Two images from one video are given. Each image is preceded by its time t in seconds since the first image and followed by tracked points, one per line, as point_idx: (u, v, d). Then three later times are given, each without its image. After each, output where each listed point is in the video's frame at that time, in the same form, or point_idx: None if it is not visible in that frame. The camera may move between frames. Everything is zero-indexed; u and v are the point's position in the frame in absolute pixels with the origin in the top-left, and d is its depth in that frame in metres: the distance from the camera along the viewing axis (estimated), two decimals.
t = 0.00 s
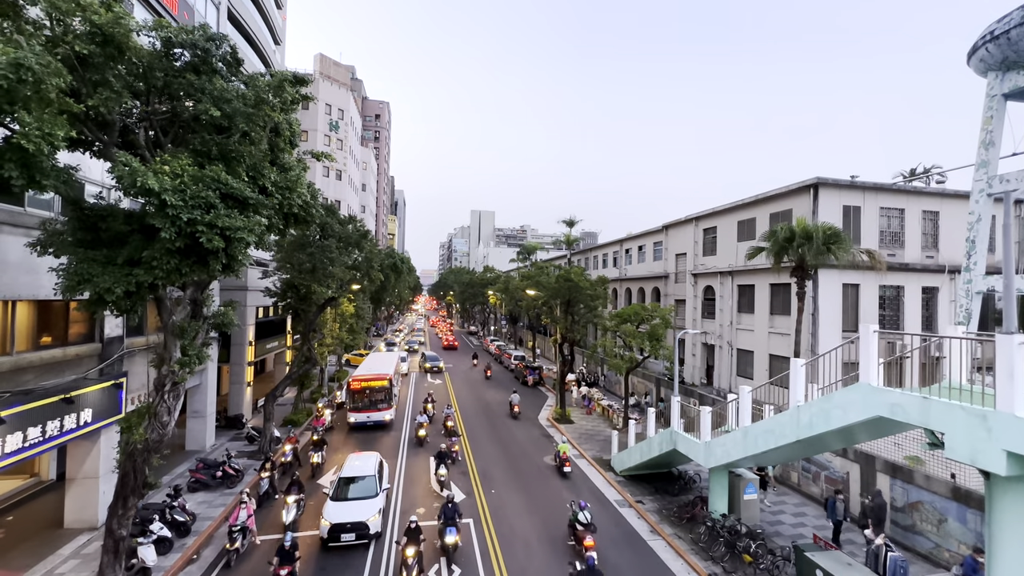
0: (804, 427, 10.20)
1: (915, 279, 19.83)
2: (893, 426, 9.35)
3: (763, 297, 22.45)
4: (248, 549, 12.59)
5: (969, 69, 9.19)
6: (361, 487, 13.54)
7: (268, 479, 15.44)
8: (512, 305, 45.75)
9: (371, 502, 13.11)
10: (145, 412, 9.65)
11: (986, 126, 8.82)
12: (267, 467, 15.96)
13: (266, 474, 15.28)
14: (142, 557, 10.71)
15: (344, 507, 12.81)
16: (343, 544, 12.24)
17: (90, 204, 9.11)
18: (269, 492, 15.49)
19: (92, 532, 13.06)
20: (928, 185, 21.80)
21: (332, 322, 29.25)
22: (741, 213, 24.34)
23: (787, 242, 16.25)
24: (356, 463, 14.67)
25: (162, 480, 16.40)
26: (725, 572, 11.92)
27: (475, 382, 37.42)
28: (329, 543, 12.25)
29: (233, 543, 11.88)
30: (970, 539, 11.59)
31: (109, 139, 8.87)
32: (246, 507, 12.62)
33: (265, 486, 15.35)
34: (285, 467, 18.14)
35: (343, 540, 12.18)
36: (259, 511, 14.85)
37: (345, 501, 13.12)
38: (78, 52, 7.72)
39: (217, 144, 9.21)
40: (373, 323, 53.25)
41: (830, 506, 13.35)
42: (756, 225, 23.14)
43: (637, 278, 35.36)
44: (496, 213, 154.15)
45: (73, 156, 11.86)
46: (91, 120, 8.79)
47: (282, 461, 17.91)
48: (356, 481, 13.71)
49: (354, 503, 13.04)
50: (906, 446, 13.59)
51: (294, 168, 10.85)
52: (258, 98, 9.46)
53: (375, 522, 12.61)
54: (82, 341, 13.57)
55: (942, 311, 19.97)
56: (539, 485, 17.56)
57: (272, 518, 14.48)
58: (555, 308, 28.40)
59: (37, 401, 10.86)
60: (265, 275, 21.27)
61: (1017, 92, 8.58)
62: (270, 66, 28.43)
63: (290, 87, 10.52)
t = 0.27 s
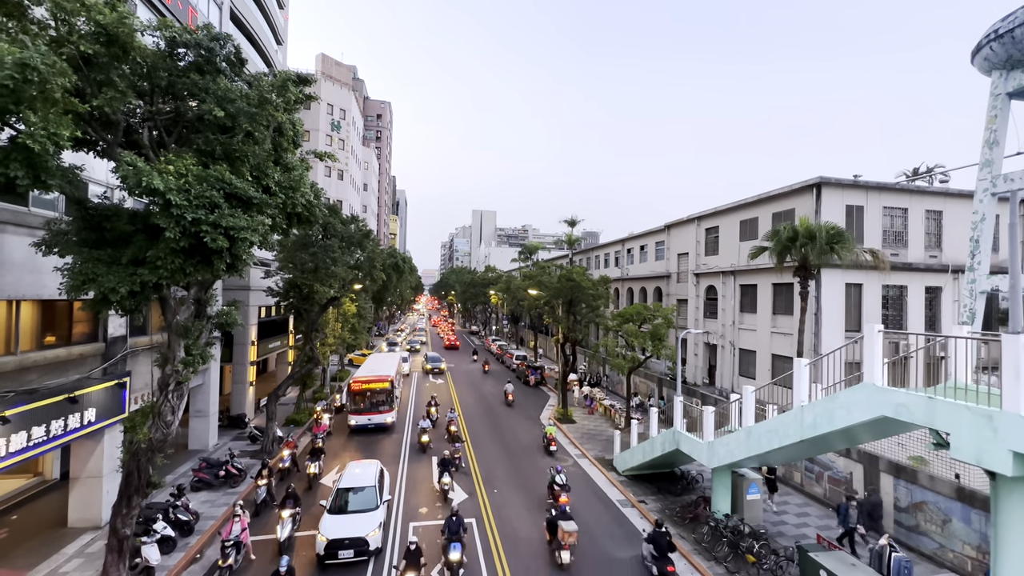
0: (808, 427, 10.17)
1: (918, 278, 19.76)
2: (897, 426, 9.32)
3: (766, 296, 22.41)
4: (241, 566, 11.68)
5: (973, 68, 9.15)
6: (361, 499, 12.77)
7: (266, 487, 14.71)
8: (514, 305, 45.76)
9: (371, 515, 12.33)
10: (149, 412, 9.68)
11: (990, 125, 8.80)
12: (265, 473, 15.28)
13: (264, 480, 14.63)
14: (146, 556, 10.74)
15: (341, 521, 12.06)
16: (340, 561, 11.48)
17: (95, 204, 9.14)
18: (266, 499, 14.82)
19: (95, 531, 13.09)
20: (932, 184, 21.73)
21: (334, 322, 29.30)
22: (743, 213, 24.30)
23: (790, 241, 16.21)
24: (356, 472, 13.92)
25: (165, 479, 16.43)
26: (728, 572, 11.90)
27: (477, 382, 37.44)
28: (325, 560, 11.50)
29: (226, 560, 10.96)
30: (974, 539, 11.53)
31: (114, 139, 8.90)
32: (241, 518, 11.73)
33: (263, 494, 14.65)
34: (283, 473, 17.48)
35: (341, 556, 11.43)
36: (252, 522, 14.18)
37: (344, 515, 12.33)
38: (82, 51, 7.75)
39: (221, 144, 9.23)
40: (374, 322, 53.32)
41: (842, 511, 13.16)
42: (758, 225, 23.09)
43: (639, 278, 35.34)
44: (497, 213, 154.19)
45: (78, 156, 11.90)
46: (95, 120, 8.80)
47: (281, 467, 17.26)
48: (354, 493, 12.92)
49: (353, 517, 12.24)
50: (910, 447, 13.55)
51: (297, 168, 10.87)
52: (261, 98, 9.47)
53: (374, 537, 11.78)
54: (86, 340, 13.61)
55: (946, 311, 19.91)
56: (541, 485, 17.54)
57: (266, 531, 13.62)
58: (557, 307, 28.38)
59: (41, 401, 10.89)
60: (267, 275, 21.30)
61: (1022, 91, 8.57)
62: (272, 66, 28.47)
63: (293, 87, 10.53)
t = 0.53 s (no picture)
0: (813, 427, 10.15)
1: (923, 278, 19.66)
2: (902, 427, 9.30)
3: (770, 296, 22.35)
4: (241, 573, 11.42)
5: (979, 66, 9.11)
6: (361, 512, 12.13)
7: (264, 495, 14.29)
8: (516, 305, 45.77)
9: (373, 529, 11.64)
10: (154, 411, 9.71)
11: (996, 125, 8.79)
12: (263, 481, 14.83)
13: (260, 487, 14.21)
14: (151, 555, 10.78)
15: (342, 537, 11.37)
16: None
17: (101, 204, 9.18)
18: (265, 506, 14.39)
19: (101, 530, 13.14)
20: (936, 184, 21.64)
21: (337, 321, 29.35)
22: (747, 212, 24.24)
23: (794, 241, 16.16)
24: (359, 480, 13.27)
25: (170, 478, 16.50)
26: (732, 572, 11.88)
27: (479, 381, 37.44)
28: None
29: None
30: (980, 540, 11.49)
31: (119, 139, 8.95)
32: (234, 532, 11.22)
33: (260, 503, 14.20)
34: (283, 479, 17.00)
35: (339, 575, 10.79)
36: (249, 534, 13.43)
37: (344, 530, 11.63)
38: (89, 52, 7.81)
39: (225, 144, 9.25)
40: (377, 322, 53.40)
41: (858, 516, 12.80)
42: (762, 225, 23.03)
43: (642, 278, 35.29)
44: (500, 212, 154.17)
45: (84, 157, 11.96)
46: (101, 121, 8.84)
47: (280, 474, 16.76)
48: (354, 506, 12.27)
49: (354, 532, 11.55)
50: (915, 447, 13.50)
51: (301, 168, 10.88)
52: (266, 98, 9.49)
53: (375, 554, 11.12)
54: (91, 340, 13.66)
55: (950, 311, 19.81)
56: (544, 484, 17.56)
57: (262, 540, 13.15)
58: (560, 307, 28.34)
59: (47, 400, 10.93)
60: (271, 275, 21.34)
61: None
62: (275, 66, 28.50)
63: (298, 87, 10.53)
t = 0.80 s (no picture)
0: (818, 427, 10.13)
1: (929, 277, 19.57)
2: (908, 427, 9.28)
3: (774, 295, 22.29)
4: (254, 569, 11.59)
5: (987, 64, 9.05)
6: (364, 525, 11.53)
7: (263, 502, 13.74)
8: (520, 304, 45.79)
9: (375, 544, 11.02)
10: (163, 409, 9.80)
11: (1004, 122, 8.72)
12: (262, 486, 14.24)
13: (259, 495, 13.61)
14: (159, 552, 10.90)
15: (345, 552, 10.80)
16: None
17: (111, 205, 9.26)
18: (264, 513, 13.82)
19: (110, 526, 13.27)
20: (943, 182, 21.51)
21: (342, 320, 29.47)
22: (751, 211, 24.17)
23: (799, 240, 16.11)
24: (361, 489, 12.80)
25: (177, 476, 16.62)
26: (736, 572, 11.89)
27: (483, 380, 37.52)
28: None
29: None
30: (986, 541, 11.45)
31: (128, 140, 9.03)
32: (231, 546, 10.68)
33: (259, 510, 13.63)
34: (283, 484, 16.43)
35: None
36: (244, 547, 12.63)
37: (347, 545, 11.02)
38: (99, 54, 7.89)
39: (233, 144, 9.31)
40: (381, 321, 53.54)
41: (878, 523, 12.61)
42: (767, 223, 22.96)
43: (646, 277, 35.26)
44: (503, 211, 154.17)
45: (94, 157, 12.12)
46: (111, 122, 8.92)
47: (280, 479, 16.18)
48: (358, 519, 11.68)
49: (357, 547, 10.97)
50: (921, 447, 13.44)
51: (308, 168, 10.92)
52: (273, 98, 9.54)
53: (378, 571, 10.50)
54: (99, 338, 13.76)
55: (957, 310, 19.71)
56: (549, 483, 17.62)
57: (261, 549, 12.60)
58: (564, 306, 28.35)
59: (57, 398, 11.04)
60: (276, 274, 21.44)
61: None
62: (280, 66, 28.54)
63: (305, 87, 10.56)
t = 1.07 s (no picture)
0: (826, 425, 10.13)
1: (938, 275, 19.44)
2: (917, 426, 9.26)
3: (781, 293, 22.21)
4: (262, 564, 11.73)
5: (998, 60, 8.98)
6: (369, 538, 10.70)
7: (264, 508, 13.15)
8: (525, 302, 45.83)
9: (380, 559, 10.24)
10: (175, 406, 9.92)
11: (1015, 119, 8.65)
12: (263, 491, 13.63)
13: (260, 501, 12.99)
14: (171, 547, 11.06)
15: (347, 567, 10.04)
16: None
17: (124, 205, 9.38)
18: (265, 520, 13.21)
19: (122, 521, 13.44)
20: (952, 179, 21.36)
21: (348, 318, 29.63)
22: (758, 209, 24.07)
23: (807, 238, 16.04)
24: (366, 497, 11.98)
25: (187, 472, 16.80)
26: (743, 570, 11.90)
27: (489, 378, 37.60)
28: None
29: None
30: (996, 540, 11.41)
31: (141, 141, 9.16)
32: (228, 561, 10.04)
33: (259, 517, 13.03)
34: (287, 488, 15.84)
35: None
36: (242, 557, 11.96)
37: (350, 559, 10.23)
38: (113, 56, 8.02)
39: (244, 144, 9.41)
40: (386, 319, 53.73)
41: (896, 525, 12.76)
42: (774, 221, 22.87)
43: (652, 274, 35.21)
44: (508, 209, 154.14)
45: (109, 159, 12.39)
46: (124, 123, 9.04)
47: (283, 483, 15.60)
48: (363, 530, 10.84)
49: (361, 562, 10.17)
50: (930, 446, 13.36)
51: (316, 167, 10.98)
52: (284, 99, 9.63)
53: None
54: (111, 336, 13.93)
55: (966, 308, 19.57)
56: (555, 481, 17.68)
57: (258, 560, 11.94)
58: (569, 304, 28.35)
59: (70, 395, 11.19)
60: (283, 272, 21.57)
61: None
62: (286, 64, 28.61)
63: (314, 87, 10.60)
